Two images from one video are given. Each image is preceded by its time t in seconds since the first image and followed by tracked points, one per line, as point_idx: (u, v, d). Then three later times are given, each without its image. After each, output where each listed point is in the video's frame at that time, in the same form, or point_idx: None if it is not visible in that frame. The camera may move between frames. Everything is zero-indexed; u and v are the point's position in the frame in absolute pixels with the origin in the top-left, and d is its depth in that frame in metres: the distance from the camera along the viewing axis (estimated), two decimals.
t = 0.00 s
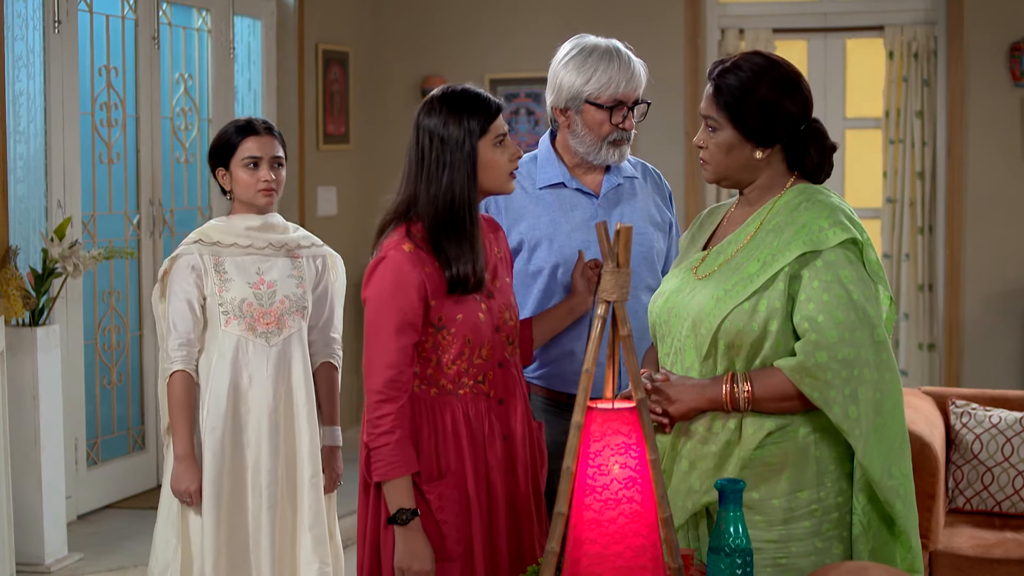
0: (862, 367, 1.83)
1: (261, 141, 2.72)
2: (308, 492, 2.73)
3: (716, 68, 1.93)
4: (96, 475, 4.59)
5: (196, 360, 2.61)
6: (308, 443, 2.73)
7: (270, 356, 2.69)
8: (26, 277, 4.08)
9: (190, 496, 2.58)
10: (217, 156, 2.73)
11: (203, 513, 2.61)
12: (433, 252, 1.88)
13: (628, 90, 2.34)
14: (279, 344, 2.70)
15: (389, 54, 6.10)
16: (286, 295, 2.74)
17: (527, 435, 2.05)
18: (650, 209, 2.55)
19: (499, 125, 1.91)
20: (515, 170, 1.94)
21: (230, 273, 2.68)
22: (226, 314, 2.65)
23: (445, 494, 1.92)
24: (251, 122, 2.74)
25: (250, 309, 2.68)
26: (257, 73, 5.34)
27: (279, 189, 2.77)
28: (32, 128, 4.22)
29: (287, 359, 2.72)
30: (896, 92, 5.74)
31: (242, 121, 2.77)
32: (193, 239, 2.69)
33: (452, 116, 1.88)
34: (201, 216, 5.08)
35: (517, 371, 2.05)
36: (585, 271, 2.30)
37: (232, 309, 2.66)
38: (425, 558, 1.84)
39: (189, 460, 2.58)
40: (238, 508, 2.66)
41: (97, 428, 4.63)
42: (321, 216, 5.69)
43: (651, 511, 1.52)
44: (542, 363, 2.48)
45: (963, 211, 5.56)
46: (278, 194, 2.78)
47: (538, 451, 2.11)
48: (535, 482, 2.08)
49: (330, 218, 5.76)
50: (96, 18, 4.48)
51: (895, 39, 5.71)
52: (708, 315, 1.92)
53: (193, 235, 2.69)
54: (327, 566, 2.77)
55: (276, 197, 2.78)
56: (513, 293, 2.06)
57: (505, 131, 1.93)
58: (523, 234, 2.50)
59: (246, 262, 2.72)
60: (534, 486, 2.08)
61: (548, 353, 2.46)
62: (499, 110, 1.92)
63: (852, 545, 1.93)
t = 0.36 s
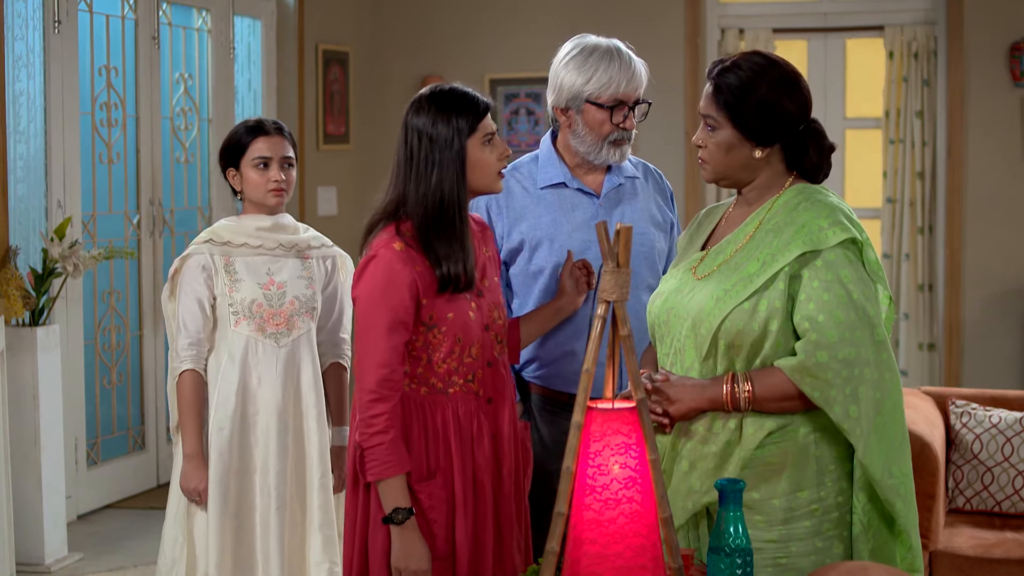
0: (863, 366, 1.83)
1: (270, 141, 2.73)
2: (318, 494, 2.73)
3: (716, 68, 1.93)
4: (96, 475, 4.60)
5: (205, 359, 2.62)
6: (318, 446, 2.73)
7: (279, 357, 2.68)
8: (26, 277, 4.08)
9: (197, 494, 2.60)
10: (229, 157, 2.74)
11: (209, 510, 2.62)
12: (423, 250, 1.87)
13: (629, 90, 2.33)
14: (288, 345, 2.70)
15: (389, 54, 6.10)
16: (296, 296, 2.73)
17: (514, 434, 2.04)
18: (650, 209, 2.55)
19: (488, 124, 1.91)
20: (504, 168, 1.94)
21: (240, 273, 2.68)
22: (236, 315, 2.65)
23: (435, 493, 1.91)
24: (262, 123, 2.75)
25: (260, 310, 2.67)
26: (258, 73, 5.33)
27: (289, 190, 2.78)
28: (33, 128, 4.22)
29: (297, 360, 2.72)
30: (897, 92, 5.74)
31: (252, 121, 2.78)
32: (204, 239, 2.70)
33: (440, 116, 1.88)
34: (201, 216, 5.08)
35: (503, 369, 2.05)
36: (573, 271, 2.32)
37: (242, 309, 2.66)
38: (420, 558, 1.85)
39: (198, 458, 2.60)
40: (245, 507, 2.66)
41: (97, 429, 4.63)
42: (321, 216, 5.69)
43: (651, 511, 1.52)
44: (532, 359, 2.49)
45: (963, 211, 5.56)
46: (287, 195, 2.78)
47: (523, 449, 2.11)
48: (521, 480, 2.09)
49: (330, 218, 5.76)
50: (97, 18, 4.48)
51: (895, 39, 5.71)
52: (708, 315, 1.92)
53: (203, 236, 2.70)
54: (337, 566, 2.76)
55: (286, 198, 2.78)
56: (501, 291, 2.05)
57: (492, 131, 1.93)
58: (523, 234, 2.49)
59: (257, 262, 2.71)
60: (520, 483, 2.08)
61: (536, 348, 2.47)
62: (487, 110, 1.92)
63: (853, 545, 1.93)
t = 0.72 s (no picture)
0: (863, 366, 1.83)
1: (272, 142, 2.73)
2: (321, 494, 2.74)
3: (716, 67, 1.93)
4: (96, 475, 4.60)
5: (206, 358, 2.61)
6: (321, 448, 2.76)
7: (280, 357, 2.69)
8: (26, 277, 4.08)
9: (200, 493, 2.60)
10: (231, 157, 2.74)
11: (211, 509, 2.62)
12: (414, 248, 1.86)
13: (630, 90, 2.33)
14: (289, 346, 2.71)
15: (389, 54, 6.10)
16: (297, 297, 2.74)
17: (506, 433, 2.04)
18: (652, 209, 2.55)
19: (479, 124, 1.91)
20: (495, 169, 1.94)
21: (242, 273, 2.69)
22: (238, 315, 2.65)
23: (427, 492, 1.90)
24: (266, 124, 2.76)
25: (261, 310, 2.68)
26: (258, 73, 5.33)
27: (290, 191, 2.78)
28: (33, 128, 4.22)
29: (298, 360, 2.73)
30: (897, 92, 5.74)
31: (255, 121, 2.78)
32: (206, 238, 2.70)
33: (431, 115, 1.88)
34: (201, 216, 5.08)
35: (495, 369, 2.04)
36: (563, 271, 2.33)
37: (244, 310, 2.66)
38: (412, 556, 1.84)
39: (201, 458, 2.59)
40: (246, 507, 2.66)
41: (97, 429, 4.63)
42: (321, 216, 5.70)
43: (651, 511, 1.52)
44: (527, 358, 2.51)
45: (963, 211, 5.56)
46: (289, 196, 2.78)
47: (516, 449, 2.10)
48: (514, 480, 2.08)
49: (330, 218, 5.76)
50: (97, 17, 4.48)
51: (895, 39, 5.71)
52: (708, 315, 1.92)
53: (205, 235, 2.70)
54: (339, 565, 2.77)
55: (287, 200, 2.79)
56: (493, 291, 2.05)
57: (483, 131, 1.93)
58: (524, 234, 2.49)
59: (258, 262, 2.72)
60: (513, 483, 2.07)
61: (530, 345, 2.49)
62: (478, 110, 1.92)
63: (853, 545, 1.93)
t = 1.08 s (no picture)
0: (863, 365, 1.83)
1: (268, 142, 2.72)
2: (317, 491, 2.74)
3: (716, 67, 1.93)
4: (97, 475, 4.60)
5: (202, 357, 2.62)
6: (317, 443, 2.75)
7: (277, 354, 2.69)
8: (26, 277, 4.08)
9: (196, 493, 2.59)
10: (226, 157, 2.74)
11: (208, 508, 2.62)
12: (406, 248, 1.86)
13: (631, 90, 2.34)
14: (286, 342, 2.71)
15: (389, 54, 6.10)
16: (293, 293, 2.74)
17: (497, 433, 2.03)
18: (653, 210, 2.55)
19: (468, 124, 1.91)
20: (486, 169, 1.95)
21: (238, 269, 2.69)
22: (234, 311, 2.66)
23: (419, 492, 1.90)
24: (260, 124, 2.75)
25: (258, 307, 2.68)
26: (258, 73, 5.33)
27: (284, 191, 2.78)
28: (33, 128, 4.22)
29: (295, 356, 2.73)
30: (897, 92, 5.74)
31: (250, 120, 2.78)
32: (201, 235, 2.70)
33: (422, 115, 1.88)
34: (201, 216, 5.08)
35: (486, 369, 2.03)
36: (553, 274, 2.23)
37: (240, 306, 2.66)
38: (407, 557, 1.84)
39: (196, 456, 2.59)
40: (244, 506, 2.65)
41: (97, 428, 4.63)
42: (321, 216, 5.70)
43: (651, 511, 1.53)
44: (526, 357, 2.51)
45: (963, 211, 5.56)
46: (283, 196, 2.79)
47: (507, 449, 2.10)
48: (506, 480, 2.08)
49: (330, 218, 5.77)
50: (97, 17, 4.48)
51: (895, 39, 5.71)
52: (708, 314, 1.92)
53: (200, 232, 2.70)
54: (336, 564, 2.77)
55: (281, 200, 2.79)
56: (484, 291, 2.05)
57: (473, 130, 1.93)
58: (526, 233, 2.49)
59: (254, 259, 2.72)
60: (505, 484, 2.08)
61: (529, 344, 2.49)
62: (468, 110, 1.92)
63: (853, 545, 1.93)
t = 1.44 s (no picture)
0: (863, 365, 1.83)
1: (262, 141, 2.72)
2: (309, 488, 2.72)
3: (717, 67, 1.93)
4: (97, 475, 4.59)
5: (198, 356, 2.62)
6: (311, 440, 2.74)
7: (272, 351, 2.69)
8: (26, 277, 4.08)
9: (191, 492, 2.57)
10: (220, 155, 2.73)
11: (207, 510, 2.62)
12: (400, 250, 1.85)
13: (632, 90, 2.34)
14: (281, 339, 2.71)
15: (389, 54, 6.10)
16: (288, 290, 2.74)
17: (488, 435, 2.03)
18: (655, 210, 2.55)
19: (460, 125, 1.92)
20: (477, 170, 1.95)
21: (233, 267, 2.69)
22: (229, 309, 2.65)
23: (411, 494, 1.90)
24: (254, 123, 2.74)
25: (253, 304, 2.68)
26: (258, 72, 5.33)
27: (279, 190, 2.78)
28: (33, 128, 4.22)
29: (291, 354, 2.73)
30: (897, 92, 5.74)
31: (245, 119, 2.77)
32: (195, 234, 2.70)
33: (414, 115, 1.88)
34: (201, 216, 5.08)
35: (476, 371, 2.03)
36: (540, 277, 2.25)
37: (235, 303, 2.66)
38: (398, 559, 1.83)
39: (191, 455, 2.58)
40: (240, 504, 2.65)
41: (97, 428, 4.62)
42: (321, 216, 5.70)
43: (652, 512, 1.53)
44: (526, 357, 2.51)
45: (963, 212, 5.56)
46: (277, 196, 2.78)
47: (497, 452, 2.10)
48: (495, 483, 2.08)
49: (330, 219, 5.77)
50: (97, 17, 4.48)
51: (895, 39, 5.71)
52: (709, 315, 1.92)
53: (195, 230, 2.70)
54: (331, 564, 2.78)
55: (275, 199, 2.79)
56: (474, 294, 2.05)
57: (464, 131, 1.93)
58: (527, 232, 2.49)
59: (249, 256, 2.72)
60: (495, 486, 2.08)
61: (529, 344, 2.49)
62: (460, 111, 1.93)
63: (853, 545, 1.92)
